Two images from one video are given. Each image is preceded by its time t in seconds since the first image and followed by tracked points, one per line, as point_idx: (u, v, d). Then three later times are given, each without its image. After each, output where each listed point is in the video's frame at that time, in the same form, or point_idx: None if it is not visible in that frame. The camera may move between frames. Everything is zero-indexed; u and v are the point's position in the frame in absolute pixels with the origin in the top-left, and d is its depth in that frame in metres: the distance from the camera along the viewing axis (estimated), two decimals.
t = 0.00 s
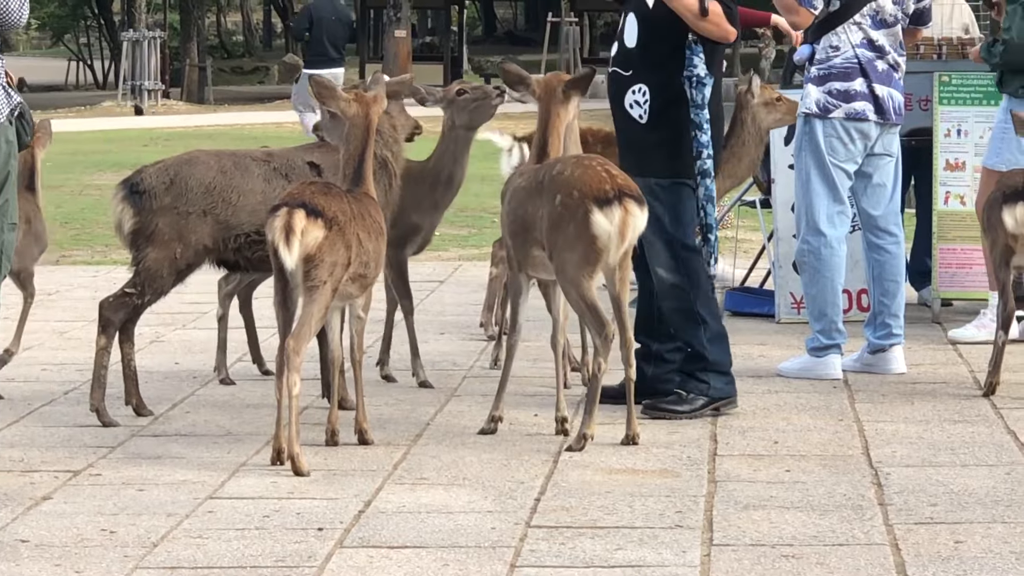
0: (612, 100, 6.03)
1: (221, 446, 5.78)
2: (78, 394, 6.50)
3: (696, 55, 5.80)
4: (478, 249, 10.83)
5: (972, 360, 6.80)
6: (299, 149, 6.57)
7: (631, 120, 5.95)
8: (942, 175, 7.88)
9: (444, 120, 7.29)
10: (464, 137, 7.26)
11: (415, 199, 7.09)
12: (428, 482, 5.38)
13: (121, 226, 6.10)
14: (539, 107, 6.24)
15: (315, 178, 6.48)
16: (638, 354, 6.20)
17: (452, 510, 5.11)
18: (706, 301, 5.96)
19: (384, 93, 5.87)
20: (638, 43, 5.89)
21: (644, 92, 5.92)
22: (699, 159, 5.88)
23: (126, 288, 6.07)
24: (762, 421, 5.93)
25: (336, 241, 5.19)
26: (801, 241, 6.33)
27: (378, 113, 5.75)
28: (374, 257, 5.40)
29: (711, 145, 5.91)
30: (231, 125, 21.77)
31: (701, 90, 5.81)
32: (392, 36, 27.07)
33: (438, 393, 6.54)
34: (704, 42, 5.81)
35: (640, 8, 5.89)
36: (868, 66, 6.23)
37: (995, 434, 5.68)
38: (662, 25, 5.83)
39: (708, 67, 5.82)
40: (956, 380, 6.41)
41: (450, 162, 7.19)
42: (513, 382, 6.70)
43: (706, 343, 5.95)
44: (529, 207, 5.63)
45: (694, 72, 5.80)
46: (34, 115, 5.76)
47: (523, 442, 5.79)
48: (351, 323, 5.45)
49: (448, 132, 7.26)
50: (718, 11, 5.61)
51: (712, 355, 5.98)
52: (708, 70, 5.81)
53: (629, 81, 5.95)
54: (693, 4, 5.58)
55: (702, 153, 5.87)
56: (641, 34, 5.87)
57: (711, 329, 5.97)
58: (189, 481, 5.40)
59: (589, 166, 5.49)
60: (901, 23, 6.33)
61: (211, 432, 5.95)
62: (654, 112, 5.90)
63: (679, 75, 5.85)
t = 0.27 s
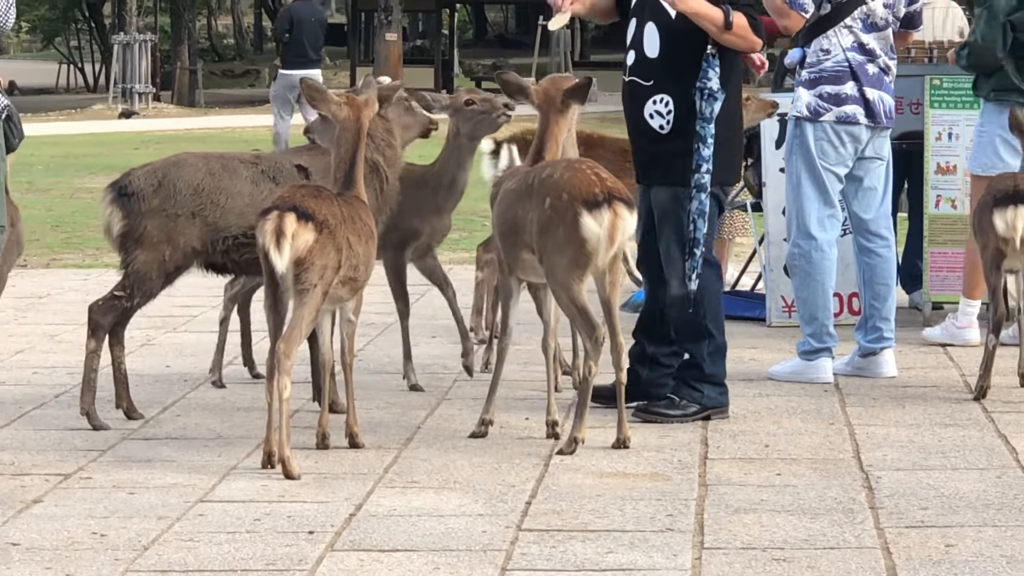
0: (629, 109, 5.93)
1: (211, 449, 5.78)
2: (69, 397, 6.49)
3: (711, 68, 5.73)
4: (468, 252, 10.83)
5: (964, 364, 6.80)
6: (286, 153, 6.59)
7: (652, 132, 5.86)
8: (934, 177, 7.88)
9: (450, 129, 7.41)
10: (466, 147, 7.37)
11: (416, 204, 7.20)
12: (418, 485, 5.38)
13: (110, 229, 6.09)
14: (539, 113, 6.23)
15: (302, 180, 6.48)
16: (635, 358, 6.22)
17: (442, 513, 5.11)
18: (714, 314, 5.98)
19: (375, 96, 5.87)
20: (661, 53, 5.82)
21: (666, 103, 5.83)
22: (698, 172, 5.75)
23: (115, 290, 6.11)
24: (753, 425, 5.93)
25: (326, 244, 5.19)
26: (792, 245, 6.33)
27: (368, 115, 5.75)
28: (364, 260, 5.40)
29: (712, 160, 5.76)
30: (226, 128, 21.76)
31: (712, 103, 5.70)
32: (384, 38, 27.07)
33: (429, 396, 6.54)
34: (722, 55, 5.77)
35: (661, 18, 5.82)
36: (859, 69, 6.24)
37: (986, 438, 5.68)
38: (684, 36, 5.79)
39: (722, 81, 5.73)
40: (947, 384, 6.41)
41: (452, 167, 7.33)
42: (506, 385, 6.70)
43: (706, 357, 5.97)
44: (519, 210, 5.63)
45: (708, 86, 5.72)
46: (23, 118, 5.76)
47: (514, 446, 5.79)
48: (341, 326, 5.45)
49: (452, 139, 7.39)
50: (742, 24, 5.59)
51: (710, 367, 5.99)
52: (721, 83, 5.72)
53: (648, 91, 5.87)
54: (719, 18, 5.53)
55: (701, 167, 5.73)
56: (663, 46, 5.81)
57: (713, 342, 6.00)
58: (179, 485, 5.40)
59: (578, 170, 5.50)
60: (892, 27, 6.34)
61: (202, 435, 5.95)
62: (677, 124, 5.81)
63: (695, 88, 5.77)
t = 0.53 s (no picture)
0: (640, 112, 5.94)
1: (209, 452, 5.77)
2: (66, 401, 6.49)
3: (729, 73, 5.72)
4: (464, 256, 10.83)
5: (961, 367, 6.80)
6: (280, 155, 6.59)
7: (662, 134, 5.86)
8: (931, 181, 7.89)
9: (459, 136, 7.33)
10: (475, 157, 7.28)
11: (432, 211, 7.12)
12: (416, 489, 5.38)
13: (105, 232, 6.09)
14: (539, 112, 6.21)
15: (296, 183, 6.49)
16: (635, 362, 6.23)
17: (440, 517, 5.10)
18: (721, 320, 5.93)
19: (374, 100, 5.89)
20: (672, 57, 5.81)
21: (677, 106, 5.83)
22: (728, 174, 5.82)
23: (111, 294, 6.09)
24: (750, 428, 5.93)
25: (323, 248, 5.19)
26: (790, 247, 6.36)
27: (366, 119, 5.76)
28: (361, 264, 5.40)
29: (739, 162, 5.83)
30: (222, 131, 21.75)
31: (734, 107, 5.72)
32: (379, 42, 27.07)
33: (426, 400, 6.54)
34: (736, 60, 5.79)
35: (673, 21, 5.83)
36: (855, 72, 6.23)
37: (983, 441, 5.69)
38: (695, 40, 5.80)
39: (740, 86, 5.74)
40: (944, 387, 6.42)
41: (479, 176, 7.05)
42: (503, 389, 6.70)
43: (707, 361, 5.95)
44: (516, 215, 5.63)
45: (727, 89, 5.72)
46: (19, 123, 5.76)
47: (512, 449, 5.78)
48: (338, 330, 5.45)
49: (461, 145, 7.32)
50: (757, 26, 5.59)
51: (710, 370, 5.98)
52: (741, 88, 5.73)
53: (659, 94, 5.86)
54: (735, 22, 5.54)
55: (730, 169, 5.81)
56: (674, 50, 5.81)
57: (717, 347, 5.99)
58: (177, 488, 5.40)
59: (573, 174, 5.50)
60: (889, 30, 6.33)
61: (199, 438, 5.95)
62: (688, 127, 5.82)
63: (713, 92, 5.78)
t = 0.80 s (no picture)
0: (641, 113, 5.95)
1: (209, 454, 5.78)
2: (66, 403, 6.50)
3: (739, 76, 5.84)
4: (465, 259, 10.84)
5: (961, 368, 6.80)
6: (280, 156, 6.59)
7: (665, 136, 5.86)
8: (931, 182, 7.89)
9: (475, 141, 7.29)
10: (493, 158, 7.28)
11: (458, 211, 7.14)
12: (416, 490, 5.38)
13: (104, 233, 6.09)
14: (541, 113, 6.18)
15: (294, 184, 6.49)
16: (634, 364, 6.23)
17: (440, 518, 5.10)
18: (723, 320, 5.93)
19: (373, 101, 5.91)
20: (673, 58, 5.83)
21: (680, 108, 5.83)
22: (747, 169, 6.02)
23: (111, 296, 6.10)
24: (750, 429, 5.94)
25: (323, 250, 5.19)
26: (790, 249, 6.36)
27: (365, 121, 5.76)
28: (360, 266, 5.40)
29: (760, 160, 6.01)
30: (222, 134, 21.76)
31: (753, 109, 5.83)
32: (380, 45, 27.07)
33: (427, 401, 6.54)
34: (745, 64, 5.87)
35: (673, 23, 5.84)
36: (854, 74, 6.23)
37: (983, 442, 5.69)
38: (694, 42, 5.80)
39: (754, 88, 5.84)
40: (944, 388, 6.42)
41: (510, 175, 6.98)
42: (503, 390, 6.70)
43: (707, 361, 5.95)
44: (514, 217, 5.64)
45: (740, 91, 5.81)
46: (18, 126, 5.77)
47: (512, 450, 5.79)
48: (338, 331, 5.45)
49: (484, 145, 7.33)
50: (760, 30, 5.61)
51: (710, 371, 5.98)
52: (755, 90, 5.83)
53: (661, 95, 5.87)
54: (739, 24, 5.55)
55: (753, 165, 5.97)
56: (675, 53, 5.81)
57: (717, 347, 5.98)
58: (177, 489, 5.40)
59: (570, 177, 5.51)
60: (887, 31, 6.33)
61: (200, 440, 5.95)
62: (691, 129, 5.82)
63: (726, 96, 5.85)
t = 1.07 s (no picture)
0: (640, 114, 5.93)
1: (207, 454, 5.77)
2: (65, 403, 6.49)
3: (737, 76, 5.95)
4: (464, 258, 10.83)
5: (960, 367, 6.80)
6: (278, 156, 6.59)
7: (665, 136, 5.85)
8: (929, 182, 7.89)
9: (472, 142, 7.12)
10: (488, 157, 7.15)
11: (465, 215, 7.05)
12: (414, 490, 5.38)
13: (104, 233, 6.08)
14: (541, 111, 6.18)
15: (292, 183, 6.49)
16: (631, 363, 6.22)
17: (438, 518, 5.10)
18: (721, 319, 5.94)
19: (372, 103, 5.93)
20: (672, 58, 5.82)
21: (679, 107, 5.82)
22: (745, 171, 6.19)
23: (111, 295, 6.09)
24: (749, 429, 5.93)
25: (320, 249, 5.19)
26: (788, 249, 6.36)
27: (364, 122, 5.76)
28: (357, 265, 5.40)
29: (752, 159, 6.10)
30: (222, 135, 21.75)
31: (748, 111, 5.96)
32: (379, 45, 27.03)
33: (426, 401, 6.54)
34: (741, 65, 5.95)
35: (671, 23, 5.83)
36: (851, 72, 6.23)
37: (982, 441, 5.68)
38: (693, 42, 5.80)
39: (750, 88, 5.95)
40: (943, 387, 6.42)
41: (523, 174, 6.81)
42: (501, 390, 6.70)
43: (706, 361, 5.96)
44: (511, 215, 5.63)
45: (738, 92, 5.93)
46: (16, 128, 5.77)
47: (510, 450, 5.78)
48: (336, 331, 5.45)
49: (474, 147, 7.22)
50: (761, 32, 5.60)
51: (709, 370, 5.98)
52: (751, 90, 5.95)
53: (660, 96, 5.86)
54: (738, 27, 5.54)
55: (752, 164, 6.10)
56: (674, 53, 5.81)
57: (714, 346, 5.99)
58: (175, 489, 5.40)
59: (566, 176, 5.51)
60: (884, 29, 6.33)
61: (198, 440, 5.95)
62: (691, 129, 5.82)
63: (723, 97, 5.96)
